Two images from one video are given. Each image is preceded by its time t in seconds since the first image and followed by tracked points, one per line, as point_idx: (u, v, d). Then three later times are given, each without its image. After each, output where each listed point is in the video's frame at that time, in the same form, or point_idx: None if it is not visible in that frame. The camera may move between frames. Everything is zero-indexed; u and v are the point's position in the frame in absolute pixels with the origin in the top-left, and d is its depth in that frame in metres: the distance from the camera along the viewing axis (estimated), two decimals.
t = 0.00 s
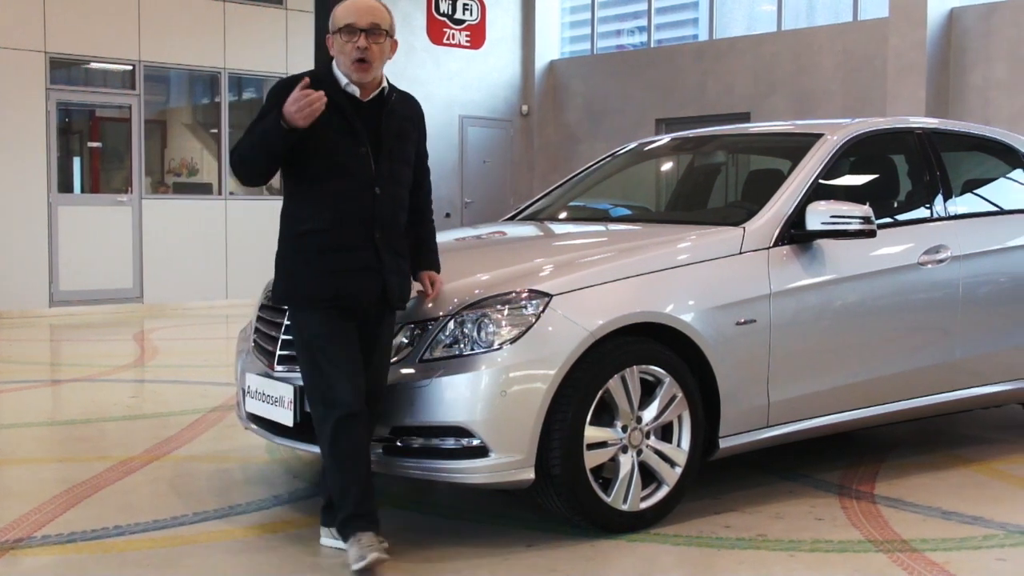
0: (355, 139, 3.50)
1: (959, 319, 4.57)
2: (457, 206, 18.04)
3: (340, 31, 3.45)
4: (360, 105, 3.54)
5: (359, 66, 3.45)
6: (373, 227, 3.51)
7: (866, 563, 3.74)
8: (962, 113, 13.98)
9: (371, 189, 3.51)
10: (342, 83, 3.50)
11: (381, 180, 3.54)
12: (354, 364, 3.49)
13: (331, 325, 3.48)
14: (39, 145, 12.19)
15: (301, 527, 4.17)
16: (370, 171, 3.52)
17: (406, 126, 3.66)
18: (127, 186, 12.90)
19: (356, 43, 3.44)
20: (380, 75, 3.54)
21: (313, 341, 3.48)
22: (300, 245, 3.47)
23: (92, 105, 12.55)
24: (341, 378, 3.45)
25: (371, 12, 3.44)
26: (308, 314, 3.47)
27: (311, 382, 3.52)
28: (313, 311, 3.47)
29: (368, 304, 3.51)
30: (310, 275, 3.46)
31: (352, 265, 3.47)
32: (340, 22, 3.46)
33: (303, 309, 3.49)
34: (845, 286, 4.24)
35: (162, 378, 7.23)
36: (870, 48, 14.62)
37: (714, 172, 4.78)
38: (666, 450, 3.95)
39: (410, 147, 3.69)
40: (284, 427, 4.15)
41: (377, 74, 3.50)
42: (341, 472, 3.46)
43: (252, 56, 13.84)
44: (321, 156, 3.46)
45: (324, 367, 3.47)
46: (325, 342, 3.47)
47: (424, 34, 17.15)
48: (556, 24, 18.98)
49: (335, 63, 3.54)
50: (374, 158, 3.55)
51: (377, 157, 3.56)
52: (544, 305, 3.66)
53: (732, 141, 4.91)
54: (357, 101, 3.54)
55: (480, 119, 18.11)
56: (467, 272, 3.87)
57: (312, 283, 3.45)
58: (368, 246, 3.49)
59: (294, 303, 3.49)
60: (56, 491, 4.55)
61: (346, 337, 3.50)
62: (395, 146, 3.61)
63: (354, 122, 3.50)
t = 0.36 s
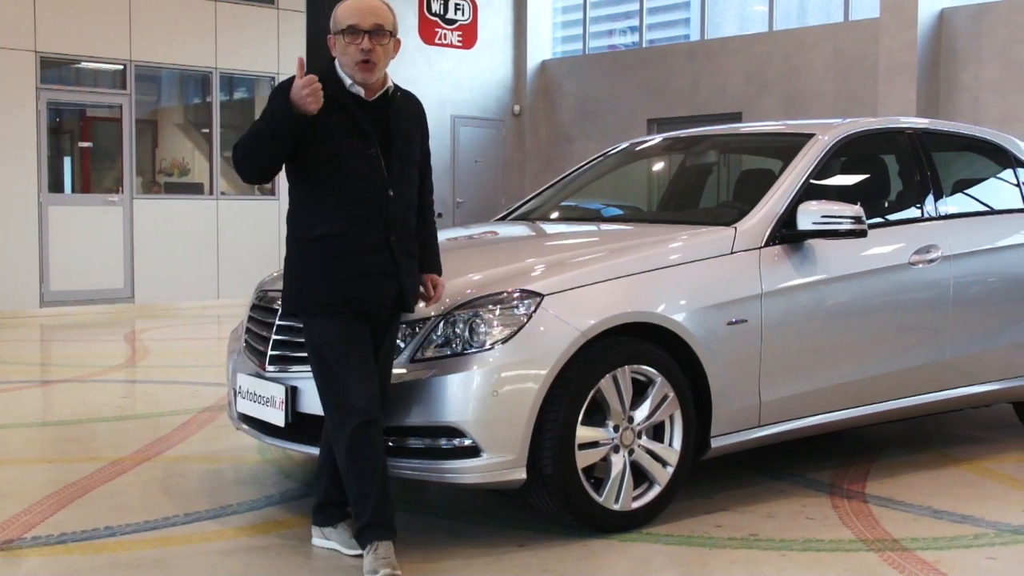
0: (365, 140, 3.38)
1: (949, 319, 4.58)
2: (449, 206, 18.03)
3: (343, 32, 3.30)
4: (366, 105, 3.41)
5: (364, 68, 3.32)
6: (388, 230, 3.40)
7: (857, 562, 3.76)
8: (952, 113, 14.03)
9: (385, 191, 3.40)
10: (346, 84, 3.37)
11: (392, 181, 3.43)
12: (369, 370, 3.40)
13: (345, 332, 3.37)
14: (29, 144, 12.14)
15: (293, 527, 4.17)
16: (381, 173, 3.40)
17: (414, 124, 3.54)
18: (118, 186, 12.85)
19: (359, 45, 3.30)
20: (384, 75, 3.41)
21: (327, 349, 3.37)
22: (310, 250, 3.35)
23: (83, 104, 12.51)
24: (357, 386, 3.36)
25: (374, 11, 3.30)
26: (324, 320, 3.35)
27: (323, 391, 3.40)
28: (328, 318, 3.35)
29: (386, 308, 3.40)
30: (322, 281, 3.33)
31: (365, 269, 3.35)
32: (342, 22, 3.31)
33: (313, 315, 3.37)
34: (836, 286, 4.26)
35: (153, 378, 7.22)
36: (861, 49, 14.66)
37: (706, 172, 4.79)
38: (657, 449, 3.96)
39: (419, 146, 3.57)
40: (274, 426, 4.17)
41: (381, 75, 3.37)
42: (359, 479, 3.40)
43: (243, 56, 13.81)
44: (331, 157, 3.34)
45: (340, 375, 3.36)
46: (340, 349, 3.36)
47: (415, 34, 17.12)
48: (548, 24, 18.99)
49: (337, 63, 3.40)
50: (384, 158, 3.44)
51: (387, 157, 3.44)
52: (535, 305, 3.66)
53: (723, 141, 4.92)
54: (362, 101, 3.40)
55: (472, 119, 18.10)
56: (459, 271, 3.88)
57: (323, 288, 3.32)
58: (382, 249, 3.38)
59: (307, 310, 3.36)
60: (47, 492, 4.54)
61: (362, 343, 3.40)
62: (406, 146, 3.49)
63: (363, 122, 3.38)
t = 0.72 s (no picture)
0: (374, 137, 3.34)
1: (937, 318, 4.59)
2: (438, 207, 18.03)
3: (349, 24, 3.25)
4: (373, 100, 3.35)
5: (371, 60, 3.26)
6: (398, 230, 3.35)
7: (844, 561, 3.77)
8: (939, 113, 14.04)
9: (395, 191, 3.36)
10: (354, 78, 3.30)
11: (402, 179, 3.38)
12: (377, 373, 3.37)
13: (354, 335, 3.33)
14: (16, 144, 12.10)
15: (282, 528, 4.17)
16: (391, 171, 3.36)
17: (425, 121, 3.50)
18: (106, 186, 12.83)
19: (367, 36, 3.24)
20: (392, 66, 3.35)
21: (336, 352, 3.33)
22: (319, 252, 3.31)
23: (70, 104, 12.48)
24: (363, 390, 3.33)
25: (380, 2, 3.24)
26: (332, 323, 3.31)
27: (327, 396, 3.36)
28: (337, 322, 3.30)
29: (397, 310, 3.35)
30: (330, 284, 3.30)
31: (376, 270, 3.31)
32: (347, 14, 3.25)
33: (322, 318, 3.33)
34: (824, 285, 4.26)
35: (141, 379, 7.20)
36: (849, 48, 14.68)
37: (695, 172, 4.79)
38: (646, 449, 3.96)
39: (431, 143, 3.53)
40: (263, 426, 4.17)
41: (390, 68, 3.30)
42: (360, 484, 3.37)
43: (231, 55, 13.79)
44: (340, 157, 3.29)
45: (347, 379, 3.32)
46: (348, 352, 3.32)
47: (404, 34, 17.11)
48: (537, 23, 18.98)
49: (345, 57, 3.35)
50: (395, 157, 3.39)
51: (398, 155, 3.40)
52: (524, 305, 3.66)
53: (712, 141, 4.92)
54: (369, 96, 3.34)
55: (462, 120, 18.10)
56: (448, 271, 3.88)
57: (332, 291, 3.28)
58: (392, 249, 3.34)
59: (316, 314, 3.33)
60: (34, 493, 4.52)
61: (370, 346, 3.35)
62: (416, 143, 3.45)
63: (372, 120, 3.33)
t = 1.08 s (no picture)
0: (375, 136, 3.32)
1: (922, 317, 4.61)
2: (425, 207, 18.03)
3: (355, 21, 3.25)
4: (378, 99, 3.37)
5: (377, 58, 3.27)
6: (394, 232, 3.34)
7: (831, 560, 3.77)
8: (925, 113, 14.08)
9: (391, 192, 3.35)
10: (358, 76, 3.31)
11: (401, 181, 3.37)
12: (370, 375, 3.35)
13: (350, 336, 3.31)
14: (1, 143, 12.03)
15: (270, 528, 4.17)
16: (389, 172, 3.34)
17: (429, 122, 3.48)
18: (91, 186, 12.79)
19: (373, 34, 3.25)
20: (399, 65, 3.36)
21: (330, 353, 3.31)
22: (314, 251, 3.30)
23: (56, 103, 12.44)
24: (357, 392, 3.32)
25: None
26: (327, 323, 3.30)
27: (319, 396, 3.35)
28: (332, 322, 3.29)
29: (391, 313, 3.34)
30: (325, 283, 3.28)
31: (369, 273, 3.30)
32: (353, 11, 3.25)
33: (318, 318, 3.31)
34: (810, 285, 4.27)
35: (126, 379, 7.18)
36: (836, 49, 14.72)
37: (681, 172, 4.79)
38: (633, 449, 3.96)
39: (434, 144, 3.50)
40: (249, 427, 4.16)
41: (396, 66, 3.32)
42: (348, 485, 3.35)
43: (216, 55, 13.76)
44: (340, 156, 3.28)
45: (341, 381, 3.31)
46: (342, 353, 3.31)
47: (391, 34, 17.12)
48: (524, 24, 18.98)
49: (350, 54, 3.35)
50: (395, 157, 3.37)
51: (398, 155, 3.38)
52: (511, 305, 3.66)
53: (698, 141, 4.92)
54: (374, 94, 3.36)
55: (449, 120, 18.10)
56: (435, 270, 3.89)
57: (326, 290, 3.27)
58: (386, 252, 3.33)
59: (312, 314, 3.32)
60: (19, 494, 4.50)
61: (364, 348, 3.34)
62: (418, 144, 3.43)
63: (374, 119, 3.32)
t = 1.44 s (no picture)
0: (380, 137, 3.29)
1: (907, 317, 4.62)
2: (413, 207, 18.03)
3: (370, 22, 3.20)
4: (393, 101, 3.33)
5: (394, 58, 3.21)
6: (394, 233, 3.27)
7: (816, 559, 3.78)
8: (910, 113, 14.12)
9: (391, 192, 3.27)
10: (373, 76, 3.31)
11: (404, 181, 3.29)
12: (364, 376, 3.32)
13: (349, 336, 3.30)
14: None
15: (255, 529, 4.15)
16: (391, 173, 3.28)
17: (448, 124, 3.38)
18: (76, 186, 12.74)
19: (388, 34, 3.19)
20: (417, 64, 3.30)
21: (326, 352, 3.32)
22: (319, 251, 3.31)
23: (41, 102, 12.35)
24: (349, 392, 3.31)
25: None
26: (325, 323, 3.31)
27: (318, 395, 3.37)
28: (329, 321, 3.30)
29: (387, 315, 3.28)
30: (326, 283, 3.28)
31: (368, 273, 3.25)
32: (368, 11, 3.20)
33: (320, 317, 3.32)
34: (796, 285, 4.28)
35: (111, 380, 7.14)
36: (822, 49, 14.75)
37: (667, 172, 4.79)
38: (619, 449, 3.96)
39: (453, 147, 3.40)
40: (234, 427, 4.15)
41: (413, 65, 3.26)
42: (336, 486, 3.34)
43: (202, 55, 13.73)
44: (343, 156, 3.28)
45: (333, 381, 3.32)
46: (336, 353, 3.31)
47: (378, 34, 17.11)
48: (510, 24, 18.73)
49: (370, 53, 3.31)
50: (401, 158, 3.30)
51: (404, 156, 3.30)
52: (496, 305, 3.66)
53: (684, 141, 4.93)
54: (389, 95, 3.33)
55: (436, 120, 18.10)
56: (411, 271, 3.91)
57: (324, 290, 3.28)
58: (386, 253, 3.26)
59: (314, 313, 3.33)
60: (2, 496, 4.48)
61: (359, 349, 3.31)
62: (430, 145, 3.34)
63: (380, 119, 3.29)
